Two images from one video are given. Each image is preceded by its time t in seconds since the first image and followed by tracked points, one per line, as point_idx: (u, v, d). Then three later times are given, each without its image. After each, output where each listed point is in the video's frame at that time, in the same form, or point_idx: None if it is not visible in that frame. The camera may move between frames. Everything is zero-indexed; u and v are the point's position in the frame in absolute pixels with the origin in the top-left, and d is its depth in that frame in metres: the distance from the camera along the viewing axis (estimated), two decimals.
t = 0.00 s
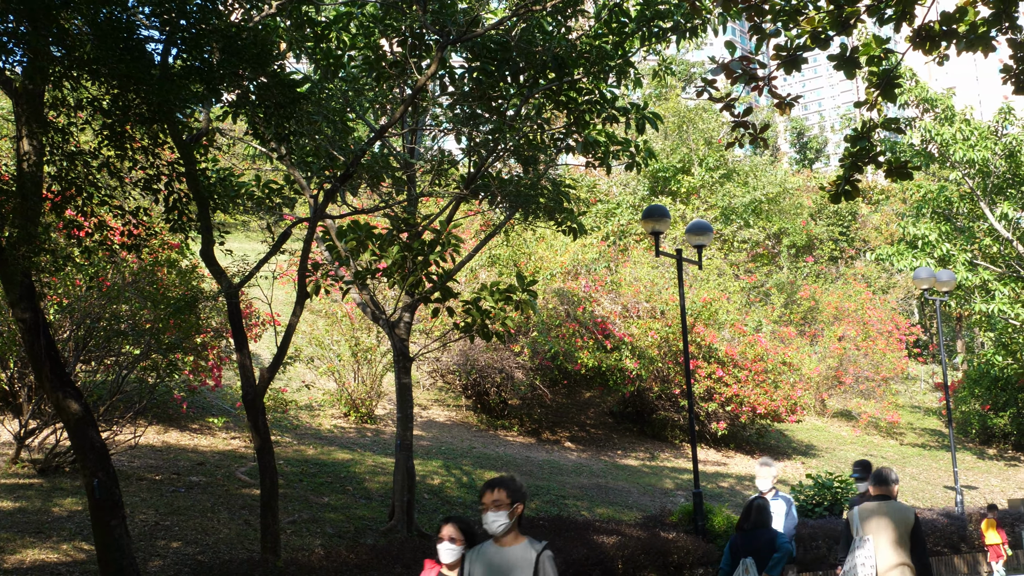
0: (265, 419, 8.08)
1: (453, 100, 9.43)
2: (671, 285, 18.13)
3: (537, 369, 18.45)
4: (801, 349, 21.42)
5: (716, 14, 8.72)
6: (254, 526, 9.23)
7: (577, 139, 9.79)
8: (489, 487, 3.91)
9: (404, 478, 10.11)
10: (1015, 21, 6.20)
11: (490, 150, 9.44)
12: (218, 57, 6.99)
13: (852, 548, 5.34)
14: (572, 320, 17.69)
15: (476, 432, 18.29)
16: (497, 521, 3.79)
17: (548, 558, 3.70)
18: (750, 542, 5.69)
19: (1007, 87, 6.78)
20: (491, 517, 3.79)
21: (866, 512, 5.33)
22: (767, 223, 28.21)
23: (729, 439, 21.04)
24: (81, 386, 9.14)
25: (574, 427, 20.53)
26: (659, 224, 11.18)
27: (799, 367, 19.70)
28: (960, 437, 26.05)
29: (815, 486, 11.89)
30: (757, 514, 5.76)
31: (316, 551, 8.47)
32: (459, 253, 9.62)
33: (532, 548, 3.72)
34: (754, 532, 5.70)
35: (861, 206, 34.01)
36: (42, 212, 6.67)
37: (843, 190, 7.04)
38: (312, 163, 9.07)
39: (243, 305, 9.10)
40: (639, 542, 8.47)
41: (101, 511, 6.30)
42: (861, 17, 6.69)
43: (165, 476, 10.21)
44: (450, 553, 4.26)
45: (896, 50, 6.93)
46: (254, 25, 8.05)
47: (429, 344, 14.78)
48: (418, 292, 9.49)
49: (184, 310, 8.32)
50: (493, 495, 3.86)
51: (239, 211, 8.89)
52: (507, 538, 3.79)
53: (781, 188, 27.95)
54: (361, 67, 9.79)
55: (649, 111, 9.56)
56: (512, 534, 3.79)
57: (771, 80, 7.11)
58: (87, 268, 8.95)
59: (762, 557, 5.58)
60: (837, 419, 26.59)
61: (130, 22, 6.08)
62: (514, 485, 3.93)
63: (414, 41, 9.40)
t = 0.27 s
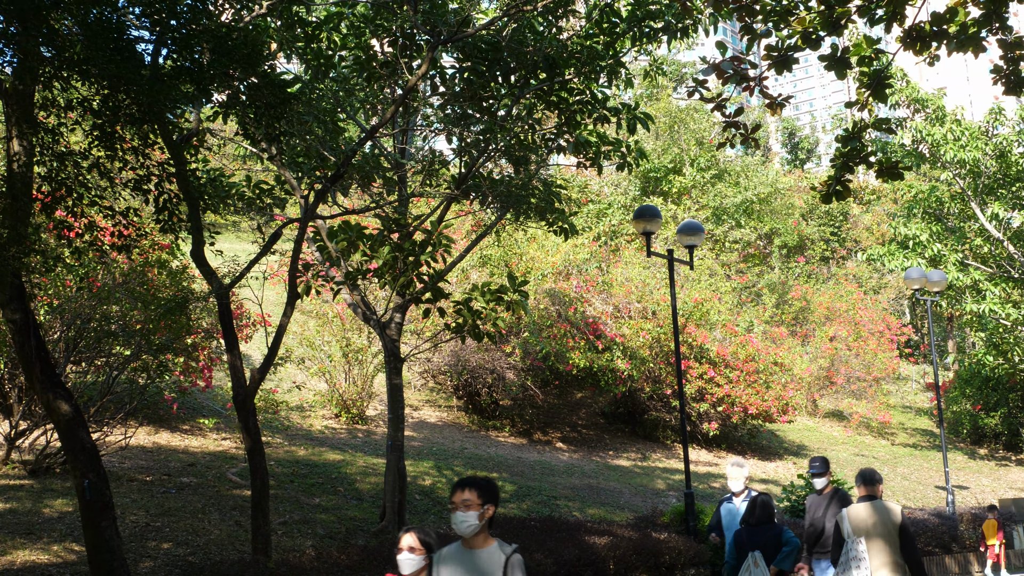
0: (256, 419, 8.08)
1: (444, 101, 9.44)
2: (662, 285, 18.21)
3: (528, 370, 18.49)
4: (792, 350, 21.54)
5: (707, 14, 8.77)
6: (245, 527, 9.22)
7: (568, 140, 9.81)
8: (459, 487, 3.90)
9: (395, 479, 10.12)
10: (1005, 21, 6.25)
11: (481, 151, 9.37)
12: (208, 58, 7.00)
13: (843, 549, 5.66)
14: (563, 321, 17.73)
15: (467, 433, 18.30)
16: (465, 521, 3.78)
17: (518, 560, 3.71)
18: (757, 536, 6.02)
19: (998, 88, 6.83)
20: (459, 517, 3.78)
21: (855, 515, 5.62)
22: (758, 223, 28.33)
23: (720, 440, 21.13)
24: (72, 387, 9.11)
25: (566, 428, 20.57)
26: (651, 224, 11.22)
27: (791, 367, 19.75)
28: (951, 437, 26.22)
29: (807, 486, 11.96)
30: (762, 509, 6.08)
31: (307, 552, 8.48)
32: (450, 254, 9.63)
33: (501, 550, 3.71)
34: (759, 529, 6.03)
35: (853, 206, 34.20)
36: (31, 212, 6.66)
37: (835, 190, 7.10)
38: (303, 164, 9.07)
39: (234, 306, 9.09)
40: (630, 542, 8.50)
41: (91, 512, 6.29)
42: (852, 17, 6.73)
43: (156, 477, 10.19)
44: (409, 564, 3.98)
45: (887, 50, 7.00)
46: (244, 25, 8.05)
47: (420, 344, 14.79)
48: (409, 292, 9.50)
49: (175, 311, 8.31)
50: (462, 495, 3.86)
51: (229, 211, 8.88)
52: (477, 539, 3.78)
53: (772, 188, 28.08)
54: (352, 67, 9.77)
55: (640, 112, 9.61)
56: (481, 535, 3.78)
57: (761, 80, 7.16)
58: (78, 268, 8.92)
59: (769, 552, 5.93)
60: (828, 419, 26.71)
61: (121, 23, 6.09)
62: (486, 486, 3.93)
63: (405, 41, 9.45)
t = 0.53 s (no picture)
0: (250, 419, 8.07)
1: (438, 99, 9.42)
2: (657, 284, 18.24)
3: (523, 369, 18.50)
4: (787, 348, 21.60)
5: (701, 12, 8.78)
6: (239, 526, 9.21)
7: (562, 138, 9.81)
8: (425, 486, 3.73)
9: (390, 478, 10.11)
10: (999, 21, 6.31)
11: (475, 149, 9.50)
12: (202, 57, 6.99)
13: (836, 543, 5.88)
14: (557, 320, 17.73)
15: (462, 432, 18.31)
16: (433, 521, 3.60)
17: (490, 561, 3.52)
18: (760, 536, 6.01)
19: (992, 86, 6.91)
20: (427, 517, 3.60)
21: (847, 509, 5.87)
22: (753, 222, 28.41)
23: (715, 439, 21.17)
24: (64, 387, 9.07)
25: (560, 427, 20.58)
26: (645, 223, 11.23)
27: (785, 366, 19.75)
28: (946, 436, 26.33)
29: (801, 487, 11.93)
30: (763, 510, 6.09)
31: (302, 554, 8.45)
32: (444, 253, 9.62)
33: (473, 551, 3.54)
34: (761, 530, 6.03)
35: (848, 205, 34.29)
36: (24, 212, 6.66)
37: (829, 189, 7.12)
38: (297, 163, 9.04)
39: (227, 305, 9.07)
40: (625, 542, 8.50)
41: (84, 512, 6.27)
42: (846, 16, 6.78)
43: (150, 477, 10.16)
44: (383, 559, 4.13)
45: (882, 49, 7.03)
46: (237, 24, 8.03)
47: (414, 343, 14.80)
48: (403, 291, 9.48)
49: (169, 311, 8.29)
50: (430, 494, 3.69)
51: (223, 211, 8.85)
52: (446, 540, 3.59)
53: (767, 187, 28.14)
54: (346, 66, 9.73)
55: (635, 110, 9.62)
56: (452, 536, 3.60)
57: (755, 78, 7.21)
58: (71, 267, 8.89)
59: (773, 550, 5.92)
60: (823, 418, 26.77)
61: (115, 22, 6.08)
62: (453, 484, 3.76)
63: (398, 40, 9.35)
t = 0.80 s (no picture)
0: (241, 418, 8.05)
1: (429, 97, 9.41)
2: (649, 282, 18.29)
3: (515, 367, 18.50)
4: (779, 346, 21.67)
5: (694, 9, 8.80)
6: (230, 526, 9.19)
7: (555, 136, 9.82)
8: (381, 487, 3.55)
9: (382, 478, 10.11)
10: (990, 18, 6.37)
11: (467, 147, 9.39)
12: (193, 54, 7.00)
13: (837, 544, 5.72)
14: (550, 318, 17.73)
15: (454, 431, 18.30)
16: (385, 527, 3.45)
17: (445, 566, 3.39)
18: (758, 531, 6.15)
19: (983, 83, 6.99)
20: (379, 522, 3.45)
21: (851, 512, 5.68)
22: (745, 220, 28.50)
23: (707, 437, 21.22)
24: (54, 386, 9.02)
25: (552, 425, 20.60)
26: (638, 221, 11.24)
27: (777, 364, 19.75)
28: (938, 434, 26.46)
29: (794, 485, 11.97)
30: (761, 506, 6.21)
31: (294, 552, 8.43)
32: (436, 251, 9.60)
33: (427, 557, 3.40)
34: (759, 523, 6.17)
35: (840, 203, 34.43)
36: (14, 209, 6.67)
37: (821, 186, 7.21)
38: (288, 160, 9.01)
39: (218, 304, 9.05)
40: (617, 541, 8.52)
41: (74, 511, 6.24)
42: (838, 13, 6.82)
43: (140, 476, 10.12)
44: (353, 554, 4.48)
45: (874, 47, 7.08)
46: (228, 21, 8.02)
47: (407, 342, 14.79)
48: (395, 289, 9.46)
49: (159, 309, 8.27)
50: (383, 496, 3.52)
51: (214, 209, 8.82)
52: (400, 545, 3.45)
53: (759, 185, 28.23)
54: (337, 64, 9.69)
55: (627, 108, 9.64)
56: (406, 541, 3.46)
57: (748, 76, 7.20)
58: (60, 266, 8.85)
59: (769, 547, 6.05)
60: (815, 416, 26.86)
61: (104, 19, 6.09)
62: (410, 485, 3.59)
63: (390, 38, 9.36)
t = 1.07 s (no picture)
0: (232, 415, 8.09)
1: (420, 96, 9.46)
2: (638, 281, 18.42)
3: (505, 365, 18.57)
4: (767, 345, 21.82)
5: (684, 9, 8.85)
6: (222, 522, 9.23)
7: (545, 135, 9.88)
8: (338, 488, 3.34)
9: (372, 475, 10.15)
10: (978, 20, 6.43)
11: (458, 146, 9.50)
12: (185, 53, 7.03)
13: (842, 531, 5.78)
14: (540, 316, 17.81)
15: (444, 428, 18.36)
16: (340, 528, 3.22)
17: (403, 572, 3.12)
18: (753, 528, 6.15)
19: (970, 84, 7.08)
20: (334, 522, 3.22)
21: (856, 497, 5.76)
22: (735, 219, 28.68)
23: (696, 435, 21.35)
24: (45, 383, 9.03)
25: (542, 423, 20.68)
26: (627, 220, 11.32)
27: (766, 362, 19.88)
28: (926, 432, 26.73)
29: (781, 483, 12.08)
30: (764, 502, 6.26)
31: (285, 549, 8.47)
32: (426, 250, 9.65)
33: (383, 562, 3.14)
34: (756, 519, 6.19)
35: (829, 203, 34.67)
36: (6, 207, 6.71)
37: (809, 186, 7.31)
38: (279, 159, 9.05)
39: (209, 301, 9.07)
40: (606, 538, 8.62)
41: (66, 507, 6.26)
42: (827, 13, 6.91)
43: (131, 473, 10.13)
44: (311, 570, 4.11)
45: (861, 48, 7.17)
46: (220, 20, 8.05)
47: (397, 340, 14.83)
48: (385, 288, 9.51)
49: (150, 307, 8.29)
50: (341, 497, 3.30)
51: (205, 207, 8.84)
52: (357, 548, 3.21)
53: (749, 184, 28.40)
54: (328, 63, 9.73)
55: (617, 108, 9.70)
56: (363, 545, 3.21)
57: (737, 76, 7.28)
58: (52, 263, 8.86)
59: (760, 544, 6.05)
60: (803, 414, 27.05)
61: (96, 18, 6.12)
62: (372, 488, 3.38)
63: (381, 37, 9.40)
